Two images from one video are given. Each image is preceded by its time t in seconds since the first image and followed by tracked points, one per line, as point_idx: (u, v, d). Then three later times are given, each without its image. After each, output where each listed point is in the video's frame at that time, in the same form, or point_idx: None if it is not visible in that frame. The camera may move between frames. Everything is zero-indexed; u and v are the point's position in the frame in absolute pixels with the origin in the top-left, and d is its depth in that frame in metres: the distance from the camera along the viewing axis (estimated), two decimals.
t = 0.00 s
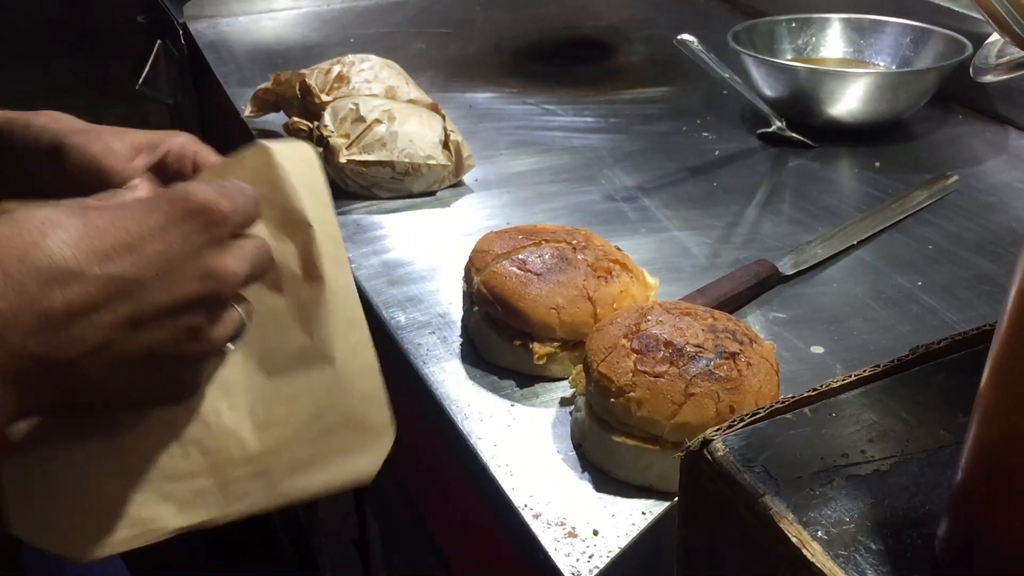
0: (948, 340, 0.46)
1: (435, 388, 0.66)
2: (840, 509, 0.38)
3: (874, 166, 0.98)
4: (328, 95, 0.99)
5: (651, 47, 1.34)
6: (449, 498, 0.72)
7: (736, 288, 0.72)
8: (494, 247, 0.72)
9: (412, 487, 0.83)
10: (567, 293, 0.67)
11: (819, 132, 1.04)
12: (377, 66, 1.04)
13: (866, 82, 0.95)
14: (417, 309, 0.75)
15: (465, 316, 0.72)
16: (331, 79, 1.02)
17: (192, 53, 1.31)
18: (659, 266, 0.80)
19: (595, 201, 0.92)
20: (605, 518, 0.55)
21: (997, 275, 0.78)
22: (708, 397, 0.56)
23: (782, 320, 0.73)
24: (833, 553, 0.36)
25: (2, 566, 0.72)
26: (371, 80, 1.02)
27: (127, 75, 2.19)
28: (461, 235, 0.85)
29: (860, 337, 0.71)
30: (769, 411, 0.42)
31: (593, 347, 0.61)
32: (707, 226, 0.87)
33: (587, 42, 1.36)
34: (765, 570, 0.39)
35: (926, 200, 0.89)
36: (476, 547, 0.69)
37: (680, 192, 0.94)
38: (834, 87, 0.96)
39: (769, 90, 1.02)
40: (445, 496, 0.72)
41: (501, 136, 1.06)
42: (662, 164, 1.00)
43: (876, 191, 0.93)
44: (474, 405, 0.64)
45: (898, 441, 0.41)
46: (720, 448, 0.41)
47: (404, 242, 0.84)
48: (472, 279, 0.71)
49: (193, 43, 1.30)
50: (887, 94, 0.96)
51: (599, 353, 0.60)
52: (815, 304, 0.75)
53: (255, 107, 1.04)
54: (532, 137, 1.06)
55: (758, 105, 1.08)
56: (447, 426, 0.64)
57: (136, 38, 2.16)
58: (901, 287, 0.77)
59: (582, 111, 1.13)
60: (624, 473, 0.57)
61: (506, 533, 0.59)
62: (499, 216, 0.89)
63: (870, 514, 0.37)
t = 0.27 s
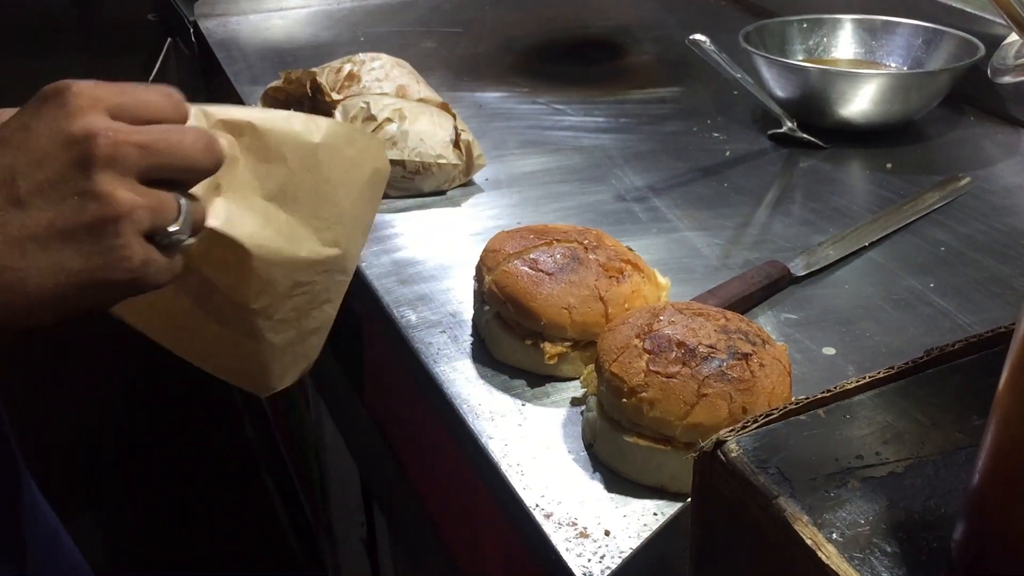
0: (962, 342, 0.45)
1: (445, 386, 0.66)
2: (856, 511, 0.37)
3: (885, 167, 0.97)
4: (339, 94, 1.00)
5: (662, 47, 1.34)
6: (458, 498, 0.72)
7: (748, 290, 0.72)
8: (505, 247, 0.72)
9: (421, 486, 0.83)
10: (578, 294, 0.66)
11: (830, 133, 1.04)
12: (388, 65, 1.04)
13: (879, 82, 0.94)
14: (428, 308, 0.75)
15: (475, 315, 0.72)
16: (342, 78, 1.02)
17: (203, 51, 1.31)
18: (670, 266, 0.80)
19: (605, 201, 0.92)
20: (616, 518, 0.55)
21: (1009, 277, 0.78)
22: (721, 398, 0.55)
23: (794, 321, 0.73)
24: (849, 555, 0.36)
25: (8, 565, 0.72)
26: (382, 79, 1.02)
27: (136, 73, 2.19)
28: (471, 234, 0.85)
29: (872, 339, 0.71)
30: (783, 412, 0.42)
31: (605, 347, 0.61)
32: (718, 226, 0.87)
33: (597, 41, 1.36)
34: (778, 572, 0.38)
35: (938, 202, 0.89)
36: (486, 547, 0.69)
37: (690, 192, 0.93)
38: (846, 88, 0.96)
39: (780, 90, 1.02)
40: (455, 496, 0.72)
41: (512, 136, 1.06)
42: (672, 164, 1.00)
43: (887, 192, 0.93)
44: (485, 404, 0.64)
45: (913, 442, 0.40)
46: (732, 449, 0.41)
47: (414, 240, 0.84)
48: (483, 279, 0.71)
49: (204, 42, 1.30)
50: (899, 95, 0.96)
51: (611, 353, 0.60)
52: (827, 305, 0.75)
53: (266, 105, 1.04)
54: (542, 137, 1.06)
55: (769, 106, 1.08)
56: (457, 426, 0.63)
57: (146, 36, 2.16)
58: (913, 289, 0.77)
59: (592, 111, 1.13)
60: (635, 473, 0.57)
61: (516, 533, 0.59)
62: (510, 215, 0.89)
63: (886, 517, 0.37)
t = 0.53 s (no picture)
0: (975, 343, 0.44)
1: (455, 386, 0.66)
2: (869, 512, 0.37)
3: (896, 168, 0.97)
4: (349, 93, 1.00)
5: (672, 47, 1.33)
6: (468, 498, 0.72)
7: (759, 290, 0.72)
8: (516, 246, 0.72)
9: (431, 486, 0.83)
10: (589, 293, 0.66)
11: (841, 134, 1.04)
12: (398, 64, 1.04)
13: (890, 83, 0.94)
14: (438, 307, 0.75)
15: (485, 314, 0.72)
16: (352, 77, 1.02)
17: (212, 50, 1.31)
18: (681, 266, 0.80)
19: (615, 200, 0.91)
20: (627, 518, 0.55)
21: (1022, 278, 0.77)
22: (733, 398, 0.55)
23: (805, 321, 0.73)
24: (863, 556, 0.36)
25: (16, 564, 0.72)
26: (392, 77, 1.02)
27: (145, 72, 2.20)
28: (481, 233, 0.85)
29: (884, 339, 0.70)
30: (797, 413, 0.42)
31: (616, 347, 0.60)
32: (728, 226, 0.87)
33: (607, 41, 1.36)
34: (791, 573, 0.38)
35: (949, 203, 0.89)
36: (496, 547, 0.69)
37: (701, 192, 0.93)
38: (857, 88, 0.96)
39: (791, 90, 1.02)
40: (465, 496, 0.72)
41: (521, 135, 1.06)
42: (683, 164, 0.99)
43: (899, 193, 0.92)
44: (495, 404, 0.64)
45: (928, 443, 0.40)
46: (745, 449, 0.40)
47: (423, 239, 0.84)
48: (493, 278, 0.71)
49: (214, 41, 1.30)
50: (911, 95, 0.96)
51: (622, 353, 0.59)
52: (838, 306, 0.74)
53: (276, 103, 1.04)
54: (551, 136, 1.06)
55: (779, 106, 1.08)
56: (467, 425, 0.63)
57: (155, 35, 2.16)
58: (924, 290, 0.76)
59: (601, 111, 1.12)
60: (646, 473, 0.57)
61: (526, 533, 0.59)
62: (520, 215, 0.88)
63: (900, 519, 0.37)
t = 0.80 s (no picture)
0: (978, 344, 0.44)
1: (458, 385, 0.66)
2: (871, 512, 0.37)
3: (900, 168, 0.97)
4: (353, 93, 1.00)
5: (676, 46, 1.33)
6: (471, 497, 0.72)
7: (762, 290, 0.72)
8: (518, 245, 0.72)
9: (433, 485, 0.83)
10: (592, 293, 0.66)
11: (845, 133, 1.04)
12: (401, 64, 1.05)
13: (895, 83, 0.94)
14: (441, 306, 0.75)
15: (488, 314, 0.72)
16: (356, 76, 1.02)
17: (217, 50, 1.31)
18: (684, 266, 0.80)
19: (619, 200, 0.91)
20: (628, 518, 0.55)
21: None
22: (735, 398, 0.55)
23: (808, 321, 0.73)
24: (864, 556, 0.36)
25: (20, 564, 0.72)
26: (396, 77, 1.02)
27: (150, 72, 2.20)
28: (484, 233, 0.85)
29: (887, 339, 0.70)
30: (800, 413, 0.42)
31: (619, 346, 0.60)
32: (732, 226, 0.87)
33: (611, 41, 1.36)
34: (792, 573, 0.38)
35: (953, 203, 0.88)
36: (498, 547, 0.69)
37: (704, 191, 0.93)
38: (861, 88, 0.96)
39: (795, 90, 1.02)
40: (468, 494, 0.72)
41: (525, 135, 1.06)
42: (686, 163, 0.99)
43: (902, 193, 0.92)
44: (498, 403, 0.64)
45: (930, 443, 0.40)
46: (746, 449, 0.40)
47: (426, 238, 0.84)
48: (496, 277, 0.71)
49: (218, 41, 1.30)
50: (916, 95, 0.96)
51: (625, 353, 0.59)
52: (842, 305, 0.74)
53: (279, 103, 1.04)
54: (555, 136, 1.06)
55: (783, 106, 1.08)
56: (470, 424, 0.63)
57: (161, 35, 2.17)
58: (928, 290, 0.76)
59: (605, 110, 1.12)
60: (648, 473, 0.57)
61: (529, 533, 0.59)
62: (523, 214, 0.89)
63: (902, 518, 0.37)
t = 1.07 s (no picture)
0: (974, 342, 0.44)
1: (456, 384, 0.66)
2: (867, 511, 0.37)
3: (899, 167, 0.97)
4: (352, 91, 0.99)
5: (675, 45, 1.33)
6: (470, 496, 0.72)
7: (760, 289, 0.72)
8: (517, 245, 0.72)
9: (432, 483, 0.83)
10: (590, 292, 0.66)
11: (845, 133, 1.04)
12: (401, 63, 1.04)
13: (894, 82, 0.94)
14: (440, 305, 0.75)
15: (486, 313, 0.72)
16: (355, 75, 1.01)
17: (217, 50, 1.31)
18: (682, 265, 0.80)
19: (618, 199, 0.91)
20: (626, 516, 0.55)
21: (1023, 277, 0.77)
22: (732, 397, 0.55)
23: (806, 320, 0.73)
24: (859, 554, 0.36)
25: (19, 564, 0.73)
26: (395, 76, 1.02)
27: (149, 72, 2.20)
28: (482, 232, 0.85)
29: (885, 338, 0.70)
30: (796, 412, 0.42)
31: (616, 345, 0.61)
32: (730, 225, 0.87)
33: (610, 40, 1.36)
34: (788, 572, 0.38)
35: (952, 202, 0.88)
36: (496, 546, 0.69)
37: (703, 190, 0.93)
38: (860, 87, 0.96)
39: (794, 89, 1.02)
40: (466, 494, 0.72)
41: (524, 134, 1.06)
42: (685, 162, 0.99)
43: (902, 191, 0.92)
44: (496, 402, 0.64)
45: (926, 442, 0.40)
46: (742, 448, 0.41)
47: (425, 237, 0.84)
48: (494, 276, 0.71)
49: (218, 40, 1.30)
50: (915, 94, 0.96)
51: (622, 352, 0.59)
52: (840, 304, 0.74)
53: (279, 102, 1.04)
54: (554, 134, 1.06)
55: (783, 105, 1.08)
56: (468, 423, 0.63)
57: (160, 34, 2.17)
58: (926, 289, 0.76)
59: (604, 109, 1.12)
60: (645, 471, 0.57)
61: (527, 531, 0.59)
62: (522, 213, 0.89)
63: (897, 517, 0.37)
